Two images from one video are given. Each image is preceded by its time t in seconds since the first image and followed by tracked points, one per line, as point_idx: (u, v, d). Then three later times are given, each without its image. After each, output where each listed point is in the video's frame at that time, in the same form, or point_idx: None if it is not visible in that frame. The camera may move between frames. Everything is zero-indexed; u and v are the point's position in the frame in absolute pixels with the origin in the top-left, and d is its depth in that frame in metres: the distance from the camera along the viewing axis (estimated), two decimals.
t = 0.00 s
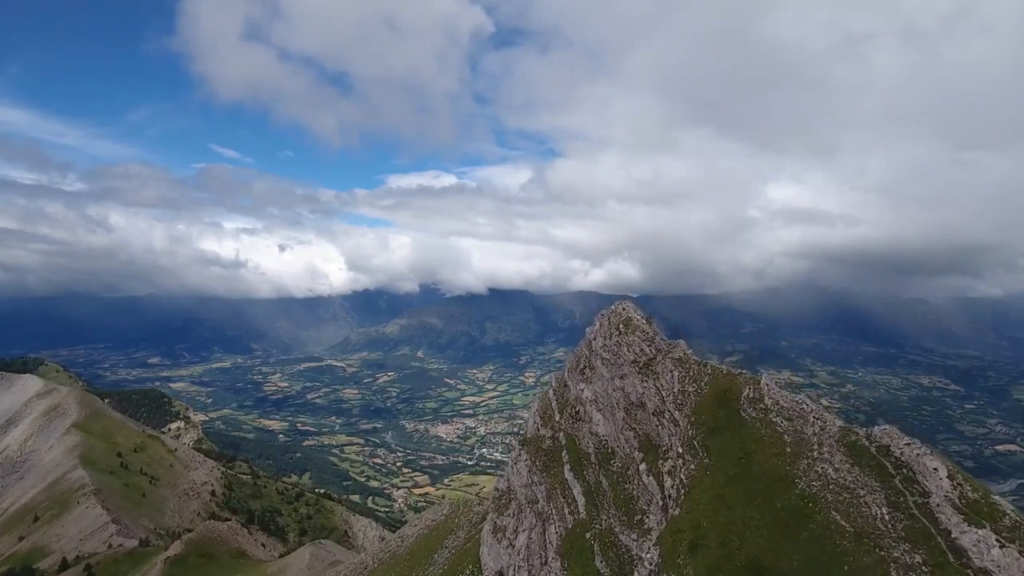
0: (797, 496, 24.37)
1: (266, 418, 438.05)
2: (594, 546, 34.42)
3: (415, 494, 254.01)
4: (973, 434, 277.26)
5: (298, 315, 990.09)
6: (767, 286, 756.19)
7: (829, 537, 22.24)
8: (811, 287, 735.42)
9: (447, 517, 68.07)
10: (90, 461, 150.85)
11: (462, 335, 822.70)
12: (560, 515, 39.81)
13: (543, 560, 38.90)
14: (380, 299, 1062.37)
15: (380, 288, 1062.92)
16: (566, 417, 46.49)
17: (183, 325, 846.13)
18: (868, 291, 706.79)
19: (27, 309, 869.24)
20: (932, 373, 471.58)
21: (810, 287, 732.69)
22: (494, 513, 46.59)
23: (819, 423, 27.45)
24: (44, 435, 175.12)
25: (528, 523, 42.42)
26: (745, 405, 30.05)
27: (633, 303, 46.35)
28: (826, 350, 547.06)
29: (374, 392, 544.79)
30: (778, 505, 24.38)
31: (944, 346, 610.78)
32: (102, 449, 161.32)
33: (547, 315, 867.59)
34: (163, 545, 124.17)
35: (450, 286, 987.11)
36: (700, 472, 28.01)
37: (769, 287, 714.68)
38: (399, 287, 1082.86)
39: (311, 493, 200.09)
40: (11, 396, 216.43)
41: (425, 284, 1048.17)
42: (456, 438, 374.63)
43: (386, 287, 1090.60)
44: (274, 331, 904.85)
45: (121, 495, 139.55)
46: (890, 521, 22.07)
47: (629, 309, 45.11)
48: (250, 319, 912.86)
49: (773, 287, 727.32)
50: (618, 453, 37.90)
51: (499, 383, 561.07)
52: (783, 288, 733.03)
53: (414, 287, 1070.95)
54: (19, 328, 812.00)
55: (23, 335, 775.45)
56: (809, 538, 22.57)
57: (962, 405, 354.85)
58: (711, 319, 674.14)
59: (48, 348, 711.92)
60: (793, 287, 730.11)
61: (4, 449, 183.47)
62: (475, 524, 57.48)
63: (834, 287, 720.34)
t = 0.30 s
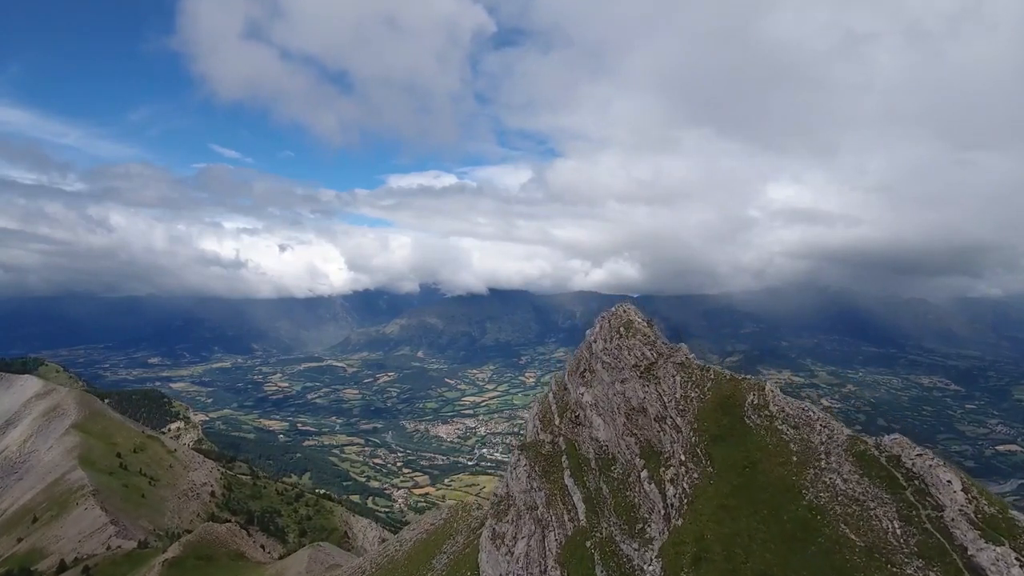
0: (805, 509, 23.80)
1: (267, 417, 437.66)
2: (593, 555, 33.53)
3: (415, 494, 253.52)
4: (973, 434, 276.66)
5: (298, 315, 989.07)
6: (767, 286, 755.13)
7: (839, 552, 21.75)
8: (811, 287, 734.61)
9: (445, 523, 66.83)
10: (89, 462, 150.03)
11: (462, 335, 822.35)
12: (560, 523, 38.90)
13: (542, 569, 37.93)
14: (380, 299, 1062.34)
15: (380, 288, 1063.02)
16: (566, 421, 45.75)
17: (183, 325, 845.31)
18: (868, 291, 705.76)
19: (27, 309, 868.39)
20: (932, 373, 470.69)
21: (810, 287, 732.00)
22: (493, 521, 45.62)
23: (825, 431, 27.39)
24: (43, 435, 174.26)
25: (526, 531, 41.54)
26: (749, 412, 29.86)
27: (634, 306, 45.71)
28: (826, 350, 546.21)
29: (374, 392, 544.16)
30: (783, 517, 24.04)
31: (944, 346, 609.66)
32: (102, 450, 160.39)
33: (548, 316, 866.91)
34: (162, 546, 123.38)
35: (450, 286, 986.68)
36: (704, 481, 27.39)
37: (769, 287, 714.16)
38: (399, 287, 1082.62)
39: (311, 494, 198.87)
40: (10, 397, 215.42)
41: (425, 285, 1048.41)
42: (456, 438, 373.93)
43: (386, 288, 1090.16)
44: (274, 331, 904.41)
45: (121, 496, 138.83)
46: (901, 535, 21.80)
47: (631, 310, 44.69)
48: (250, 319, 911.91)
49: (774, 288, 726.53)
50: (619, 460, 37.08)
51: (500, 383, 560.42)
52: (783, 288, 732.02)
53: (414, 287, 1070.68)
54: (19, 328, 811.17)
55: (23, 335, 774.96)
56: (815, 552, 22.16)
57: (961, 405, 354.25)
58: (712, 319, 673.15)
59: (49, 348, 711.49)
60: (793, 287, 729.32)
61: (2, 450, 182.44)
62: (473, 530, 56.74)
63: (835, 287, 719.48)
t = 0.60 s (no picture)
0: (814, 524, 23.50)
1: (267, 418, 437.15)
2: (594, 565, 32.75)
3: (415, 494, 252.90)
4: (973, 434, 276.02)
5: (298, 315, 988.39)
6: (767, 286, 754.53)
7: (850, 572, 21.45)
8: (811, 287, 733.86)
9: (443, 529, 65.87)
10: (88, 463, 148.97)
11: (462, 335, 821.65)
12: (560, 531, 38.12)
13: None
14: (380, 299, 1061.66)
15: (381, 288, 1062.95)
16: (566, 427, 44.93)
17: (184, 325, 844.88)
18: (868, 291, 705.03)
19: (27, 309, 868.16)
20: (933, 373, 469.95)
21: (810, 287, 731.12)
22: (491, 528, 44.83)
23: (833, 442, 27.08)
24: (42, 436, 173.46)
25: (526, 539, 40.76)
26: (756, 422, 29.45)
27: (635, 309, 44.86)
28: (826, 350, 545.66)
29: (374, 392, 543.53)
30: (792, 532, 23.72)
31: (944, 346, 608.73)
32: (101, 450, 159.48)
33: (548, 316, 866.34)
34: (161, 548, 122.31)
35: (451, 286, 986.20)
36: (709, 492, 26.96)
37: (769, 287, 713.80)
38: (399, 287, 1082.46)
39: (310, 495, 197.59)
40: (9, 397, 214.61)
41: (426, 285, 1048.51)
42: (456, 438, 373.42)
43: (387, 288, 1089.76)
44: (274, 331, 903.93)
45: (120, 497, 137.91)
46: (915, 555, 21.55)
47: (632, 312, 43.87)
48: (250, 319, 911.11)
49: (774, 288, 725.94)
50: (621, 467, 36.35)
51: (500, 383, 559.87)
52: (783, 288, 731.22)
53: (414, 288, 1070.70)
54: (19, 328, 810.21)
55: (24, 336, 774.44)
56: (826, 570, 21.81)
57: (962, 405, 353.45)
58: (712, 319, 672.32)
59: (49, 349, 711.27)
60: (793, 287, 728.62)
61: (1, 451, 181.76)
62: (471, 535, 56.08)
63: (835, 287, 718.82)
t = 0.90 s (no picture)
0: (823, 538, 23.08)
1: (267, 417, 436.62)
2: None
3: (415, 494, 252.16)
4: (973, 434, 275.20)
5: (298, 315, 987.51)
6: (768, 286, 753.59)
7: None
8: (811, 287, 732.80)
9: (440, 535, 64.77)
10: (87, 463, 148.10)
11: (463, 335, 820.83)
12: (560, 539, 37.39)
13: None
14: (380, 299, 1061.17)
15: (381, 288, 1062.62)
16: (566, 431, 44.15)
17: (184, 325, 844.38)
18: (868, 291, 704.05)
19: (28, 309, 867.88)
20: (933, 373, 469.00)
21: (810, 287, 730.12)
22: (490, 535, 43.83)
23: (842, 452, 26.89)
24: (41, 437, 172.63)
25: (524, 547, 39.93)
26: (761, 430, 29.04)
27: (636, 312, 44.03)
28: (827, 350, 544.80)
29: (375, 391, 542.85)
30: (799, 547, 23.25)
31: (945, 346, 607.72)
32: (100, 451, 158.61)
33: (548, 316, 865.59)
34: (159, 549, 121.10)
35: (451, 286, 985.54)
36: (713, 504, 26.55)
37: (769, 288, 712.93)
38: (399, 287, 1082.11)
39: (310, 496, 196.68)
40: (9, 397, 213.73)
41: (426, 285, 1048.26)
42: (457, 438, 372.80)
43: (387, 288, 1089.19)
44: (274, 331, 903.13)
45: (119, 498, 137.06)
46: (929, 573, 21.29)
47: (632, 315, 43.13)
48: (251, 319, 910.28)
49: (774, 288, 725.03)
50: (622, 474, 35.60)
51: (500, 383, 559.15)
52: (784, 288, 730.21)
53: (415, 288, 1070.49)
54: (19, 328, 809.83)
55: (24, 335, 774.27)
56: None
57: (963, 405, 352.72)
58: (713, 319, 671.48)
59: (49, 349, 710.93)
60: (793, 287, 727.65)
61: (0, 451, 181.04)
62: (470, 541, 55.11)
63: (835, 287, 717.66)
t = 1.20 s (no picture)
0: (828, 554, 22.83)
1: (267, 417, 435.99)
2: None
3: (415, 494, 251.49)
4: (973, 434, 274.50)
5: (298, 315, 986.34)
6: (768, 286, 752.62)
7: None
8: (811, 287, 731.61)
9: (437, 539, 63.88)
10: (86, 464, 147.28)
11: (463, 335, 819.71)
12: (558, 547, 36.74)
13: None
14: (380, 299, 1060.00)
15: (381, 288, 1061.49)
16: (565, 436, 43.34)
17: (184, 325, 843.59)
18: (868, 291, 702.85)
19: (28, 309, 867.23)
20: (934, 373, 467.96)
21: (810, 287, 728.97)
22: (487, 542, 42.93)
23: (849, 463, 26.73)
24: (40, 437, 171.81)
25: (522, 556, 39.14)
26: (765, 439, 28.66)
27: (636, 315, 43.20)
28: (827, 350, 543.84)
29: (375, 391, 542.00)
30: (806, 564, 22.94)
31: (945, 346, 606.61)
32: (99, 452, 157.72)
33: (548, 316, 864.48)
34: (157, 551, 120.00)
35: (451, 287, 984.60)
36: (716, 516, 26.24)
37: (769, 288, 711.99)
38: (399, 287, 1081.21)
39: (310, 497, 196.08)
40: (8, 397, 212.92)
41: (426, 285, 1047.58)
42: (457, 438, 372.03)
43: (387, 288, 1088.10)
44: (274, 331, 902.26)
45: (118, 499, 136.30)
46: None
47: (632, 317, 42.42)
48: (251, 319, 909.11)
49: (774, 288, 724.10)
50: (622, 483, 34.88)
51: (500, 383, 558.32)
52: (783, 288, 729.24)
53: (415, 288, 1069.80)
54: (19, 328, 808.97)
55: (24, 336, 773.46)
56: None
57: (964, 405, 351.71)
58: (713, 319, 670.83)
59: (48, 349, 709.96)
60: (793, 287, 726.51)
61: None
62: (467, 547, 54.33)
63: (835, 287, 716.41)
